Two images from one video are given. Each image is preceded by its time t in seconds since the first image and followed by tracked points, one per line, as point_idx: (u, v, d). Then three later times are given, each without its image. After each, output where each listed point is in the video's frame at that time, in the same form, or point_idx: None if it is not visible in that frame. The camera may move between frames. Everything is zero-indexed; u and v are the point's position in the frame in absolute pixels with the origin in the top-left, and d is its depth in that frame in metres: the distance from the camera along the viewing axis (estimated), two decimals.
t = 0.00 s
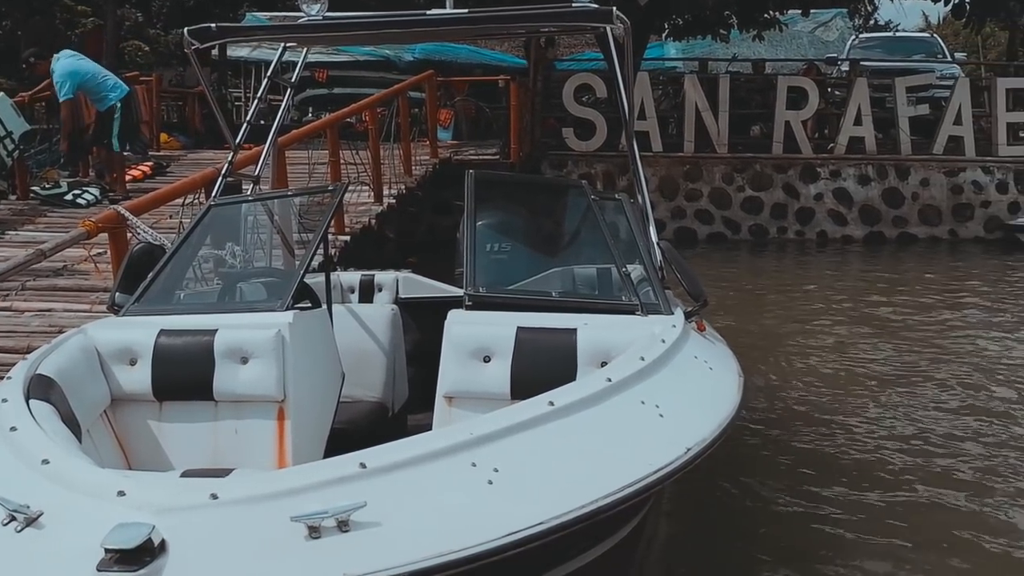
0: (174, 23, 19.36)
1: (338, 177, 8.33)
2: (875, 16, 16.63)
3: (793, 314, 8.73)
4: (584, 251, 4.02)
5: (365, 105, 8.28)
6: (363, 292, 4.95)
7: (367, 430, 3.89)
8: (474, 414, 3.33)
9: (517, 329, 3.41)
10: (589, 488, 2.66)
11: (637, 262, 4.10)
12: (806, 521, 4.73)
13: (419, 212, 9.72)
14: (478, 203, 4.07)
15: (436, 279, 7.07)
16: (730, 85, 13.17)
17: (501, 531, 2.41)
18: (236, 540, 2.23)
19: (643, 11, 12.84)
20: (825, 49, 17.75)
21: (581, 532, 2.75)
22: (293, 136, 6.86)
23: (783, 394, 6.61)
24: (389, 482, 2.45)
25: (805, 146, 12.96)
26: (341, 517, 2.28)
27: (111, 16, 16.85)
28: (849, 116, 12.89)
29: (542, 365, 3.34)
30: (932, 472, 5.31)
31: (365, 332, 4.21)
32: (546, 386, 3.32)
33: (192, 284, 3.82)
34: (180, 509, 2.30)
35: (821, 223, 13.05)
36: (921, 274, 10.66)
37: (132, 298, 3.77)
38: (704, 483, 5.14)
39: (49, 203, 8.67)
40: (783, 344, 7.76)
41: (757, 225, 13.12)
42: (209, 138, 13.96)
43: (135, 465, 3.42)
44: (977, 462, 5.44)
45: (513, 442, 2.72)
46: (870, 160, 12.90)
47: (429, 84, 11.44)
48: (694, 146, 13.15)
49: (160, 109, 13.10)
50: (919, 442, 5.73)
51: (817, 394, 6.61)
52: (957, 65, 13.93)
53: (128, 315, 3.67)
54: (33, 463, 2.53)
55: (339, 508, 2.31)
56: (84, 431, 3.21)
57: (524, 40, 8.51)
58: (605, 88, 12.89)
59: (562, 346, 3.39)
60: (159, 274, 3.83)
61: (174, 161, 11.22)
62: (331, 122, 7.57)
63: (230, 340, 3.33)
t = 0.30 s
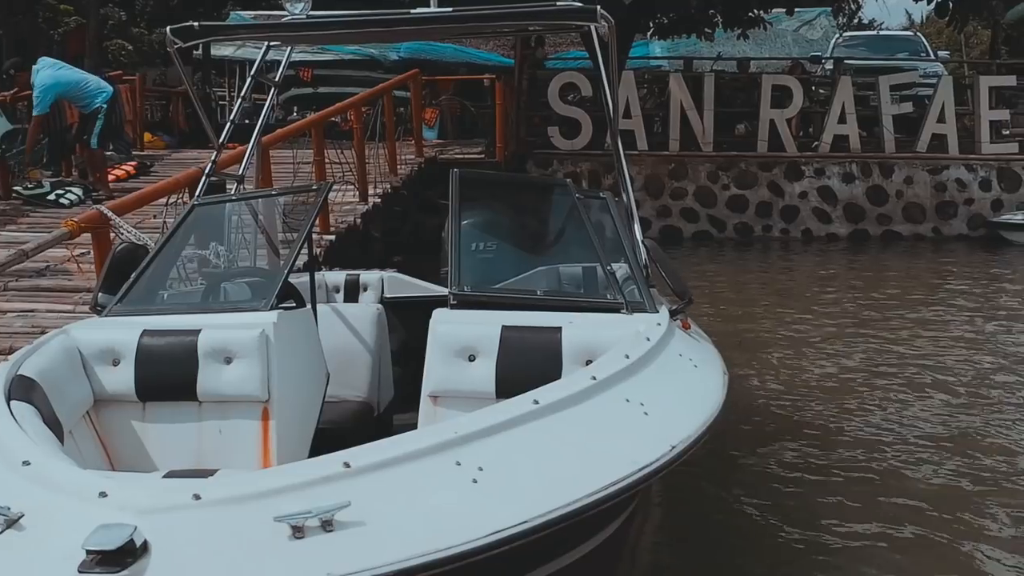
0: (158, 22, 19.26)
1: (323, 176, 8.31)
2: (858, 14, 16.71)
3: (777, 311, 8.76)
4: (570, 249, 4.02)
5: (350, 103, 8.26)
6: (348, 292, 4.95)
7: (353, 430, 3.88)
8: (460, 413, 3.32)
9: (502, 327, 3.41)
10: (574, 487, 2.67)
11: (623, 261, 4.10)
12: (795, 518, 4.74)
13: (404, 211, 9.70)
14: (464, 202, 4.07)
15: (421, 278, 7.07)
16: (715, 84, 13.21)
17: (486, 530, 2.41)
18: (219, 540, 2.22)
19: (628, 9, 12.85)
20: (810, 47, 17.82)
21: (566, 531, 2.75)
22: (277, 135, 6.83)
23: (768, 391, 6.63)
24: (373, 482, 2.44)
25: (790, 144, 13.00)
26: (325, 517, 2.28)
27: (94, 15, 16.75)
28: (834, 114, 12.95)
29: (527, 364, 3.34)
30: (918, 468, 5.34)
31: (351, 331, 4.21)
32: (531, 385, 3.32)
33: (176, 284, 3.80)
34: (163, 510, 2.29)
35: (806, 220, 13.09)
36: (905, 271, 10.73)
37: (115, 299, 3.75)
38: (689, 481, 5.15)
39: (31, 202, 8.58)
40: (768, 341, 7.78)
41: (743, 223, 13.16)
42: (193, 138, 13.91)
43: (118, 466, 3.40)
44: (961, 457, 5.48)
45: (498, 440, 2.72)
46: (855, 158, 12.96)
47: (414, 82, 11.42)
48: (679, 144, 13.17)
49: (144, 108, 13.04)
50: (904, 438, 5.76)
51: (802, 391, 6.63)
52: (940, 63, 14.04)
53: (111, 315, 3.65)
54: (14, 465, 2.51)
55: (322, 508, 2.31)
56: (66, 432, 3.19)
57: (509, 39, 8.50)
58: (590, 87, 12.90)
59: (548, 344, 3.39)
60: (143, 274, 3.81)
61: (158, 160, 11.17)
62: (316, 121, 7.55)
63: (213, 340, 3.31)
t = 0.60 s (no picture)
0: (142, 23, 19.20)
1: (308, 176, 8.28)
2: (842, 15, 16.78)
3: (761, 309, 8.79)
4: (554, 249, 4.02)
5: (334, 103, 8.24)
6: (333, 292, 4.94)
7: (338, 430, 3.87)
8: (444, 413, 3.31)
9: (486, 327, 3.41)
10: (559, 485, 2.67)
11: (608, 261, 4.10)
12: (780, 515, 4.75)
13: (389, 211, 9.69)
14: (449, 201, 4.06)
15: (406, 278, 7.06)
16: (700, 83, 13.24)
17: (470, 529, 2.40)
18: (201, 541, 2.21)
19: (613, 9, 12.87)
20: (795, 46, 17.88)
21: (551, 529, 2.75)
22: (262, 135, 6.81)
23: (754, 390, 6.65)
24: (357, 481, 2.44)
25: (774, 144, 13.04)
26: (309, 517, 2.27)
27: (77, 15, 16.66)
28: (819, 114, 13.00)
29: (512, 363, 3.33)
30: (902, 465, 5.36)
31: (336, 331, 4.19)
32: (516, 384, 3.31)
33: (159, 284, 3.78)
34: (146, 511, 2.28)
35: (791, 219, 13.13)
36: (889, 269, 10.78)
37: (98, 300, 3.73)
38: (673, 480, 5.15)
39: (14, 203, 8.52)
40: (752, 340, 7.80)
41: (728, 222, 13.18)
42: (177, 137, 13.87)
43: (101, 467, 3.38)
44: (945, 454, 5.50)
45: (482, 439, 2.72)
46: (839, 157, 13.02)
47: (399, 82, 11.41)
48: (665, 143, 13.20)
49: (128, 108, 12.99)
50: (887, 436, 5.79)
51: (786, 390, 6.65)
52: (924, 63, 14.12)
53: (94, 317, 3.62)
54: None
55: (306, 508, 2.30)
56: (48, 434, 3.17)
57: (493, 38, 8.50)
58: (576, 86, 12.91)
59: (532, 343, 3.39)
60: (126, 275, 3.79)
61: (142, 160, 11.13)
62: (301, 120, 7.53)
63: (197, 340, 3.29)
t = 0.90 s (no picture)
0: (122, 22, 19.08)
1: (291, 175, 8.25)
2: (824, 14, 16.86)
3: (744, 308, 8.82)
4: (536, 249, 4.02)
5: (317, 102, 8.22)
6: (315, 292, 4.93)
7: (320, 429, 3.86)
8: (427, 413, 3.30)
9: (468, 326, 3.40)
10: (540, 484, 2.67)
11: (589, 260, 4.11)
12: (763, 514, 4.76)
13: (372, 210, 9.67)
14: (431, 200, 4.05)
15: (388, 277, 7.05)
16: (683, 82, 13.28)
17: (452, 528, 2.40)
18: (182, 543, 2.20)
19: (595, 9, 12.89)
20: (776, 46, 17.97)
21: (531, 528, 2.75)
22: (243, 134, 6.79)
23: (735, 388, 6.67)
24: (336, 481, 2.43)
25: (756, 143, 13.10)
26: (289, 517, 2.26)
27: (57, 13, 16.55)
28: (800, 113, 13.07)
29: (494, 362, 3.33)
30: (883, 462, 5.39)
31: (318, 331, 4.18)
32: (498, 383, 3.31)
33: (140, 285, 3.76)
34: (124, 514, 2.26)
35: (773, 218, 13.18)
36: (870, 267, 10.84)
37: (77, 300, 3.71)
38: (656, 479, 5.15)
39: None
40: (734, 339, 7.83)
41: (711, 221, 13.21)
42: (156, 137, 13.94)
43: (80, 469, 3.36)
44: (925, 450, 5.53)
45: (462, 438, 2.73)
46: (820, 156, 13.10)
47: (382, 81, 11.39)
48: (647, 143, 13.22)
49: (108, 108, 12.92)
50: (868, 433, 5.82)
51: (767, 388, 6.68)
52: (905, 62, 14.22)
53: (73, 317, 3.61)
54: None
55: (286, 508, 2.29)
56: (27, 436, 3.15)
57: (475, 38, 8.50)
58: (559, 86, 12.93)
59: (514, 342, 3.39)
60: (106, 276, 3.77)
61: (123, 160, 11.08)
62: (283, 119, 7.50)
63: (178, 340, 3.27)
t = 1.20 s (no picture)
0: (104, 21, 18.98)
1: (274, 175, 8.21)
2: (807, 14, 16.93)
3: (728, 307, 8.86)
4: (520, 248, 4.02)
5: (300, 102, 8.20)
6: (299, 292, 4.91)
7: (304, 430, 3.85)
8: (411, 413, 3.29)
9: (452, 325, 3.40)
10: (522, 483, 2.66)
11: (573, 259, 4.11)
12: (746, 512, 4.78)
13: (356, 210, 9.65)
14: (414, 200, 4.04)
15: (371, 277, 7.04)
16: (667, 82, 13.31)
17: (435, 529, 2.40)
18: (163, 544, 2.19)
19: (579, 8, 12.90)
20: (760, 45, 18.05)
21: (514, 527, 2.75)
22: (226, 134, 6.76)
23: (718, 387, 6.69)
24: (319, 481, 2.43)
25: (740, 143, 13.15)
26: (271, 518, 2.26)
27: (38, 12, 16.44)
28: (783, 113, 13.12)
29: (478, 362, 3.33)
30: (867, 460, 5.41)
31: (302, 332, 4.17)
32: (481, 383, 3.31)
33: (122, 285, 3.74)
34: (105, 516, 2.25)
35: (757, 217, 13.22)
36: (853, 266, 10.90)
37: (59, 301, 3.68)
38: (639, 478, 5.16)
39: None
40: (717, 337, 7.85)
41: (695, 220, 13.24)
42: (139, 137, 13.92)
43: (61, 470, 3.33)
44: (908, 448, 5.57)
45: (445, 437, 2.72)
46: (803, 155, 13.15)
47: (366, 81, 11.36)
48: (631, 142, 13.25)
49: (89, 107, 12.85)
50: (851, 431, 5.86)
51: (750, 386, 6.70)
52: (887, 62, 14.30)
53: (55, 318, 3.58)
54: None
55: (268, 510, 2.28)
56: (7, 438, 3.13)
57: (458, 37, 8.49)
58: (542, 85, 12.93)
59: (497, 342, 3.39)
60: (87, 276, 3.75)
61: (104, 160, 11.02)
62: (266, 119, 7.48)
63: (160, 340, 3.26)
